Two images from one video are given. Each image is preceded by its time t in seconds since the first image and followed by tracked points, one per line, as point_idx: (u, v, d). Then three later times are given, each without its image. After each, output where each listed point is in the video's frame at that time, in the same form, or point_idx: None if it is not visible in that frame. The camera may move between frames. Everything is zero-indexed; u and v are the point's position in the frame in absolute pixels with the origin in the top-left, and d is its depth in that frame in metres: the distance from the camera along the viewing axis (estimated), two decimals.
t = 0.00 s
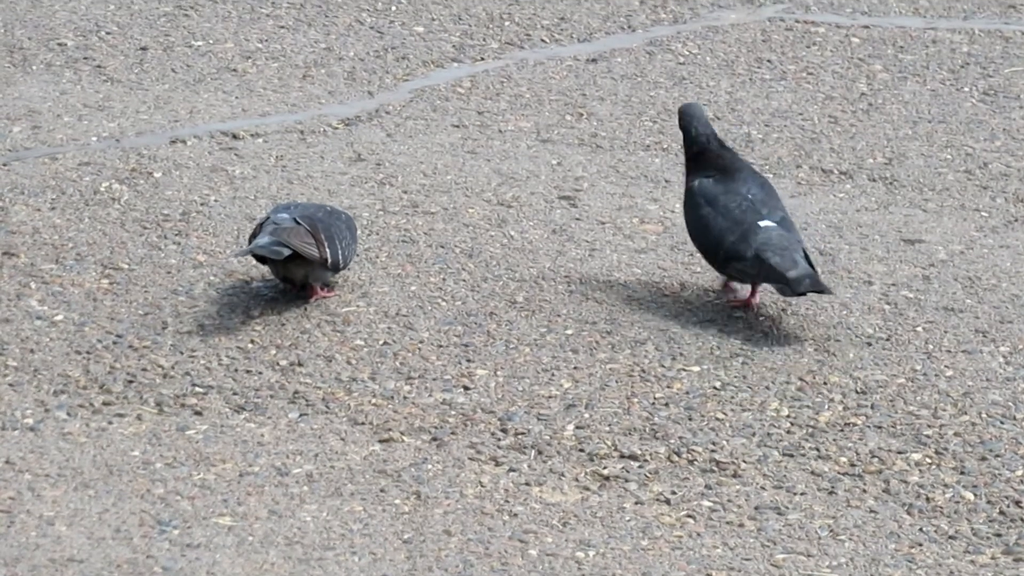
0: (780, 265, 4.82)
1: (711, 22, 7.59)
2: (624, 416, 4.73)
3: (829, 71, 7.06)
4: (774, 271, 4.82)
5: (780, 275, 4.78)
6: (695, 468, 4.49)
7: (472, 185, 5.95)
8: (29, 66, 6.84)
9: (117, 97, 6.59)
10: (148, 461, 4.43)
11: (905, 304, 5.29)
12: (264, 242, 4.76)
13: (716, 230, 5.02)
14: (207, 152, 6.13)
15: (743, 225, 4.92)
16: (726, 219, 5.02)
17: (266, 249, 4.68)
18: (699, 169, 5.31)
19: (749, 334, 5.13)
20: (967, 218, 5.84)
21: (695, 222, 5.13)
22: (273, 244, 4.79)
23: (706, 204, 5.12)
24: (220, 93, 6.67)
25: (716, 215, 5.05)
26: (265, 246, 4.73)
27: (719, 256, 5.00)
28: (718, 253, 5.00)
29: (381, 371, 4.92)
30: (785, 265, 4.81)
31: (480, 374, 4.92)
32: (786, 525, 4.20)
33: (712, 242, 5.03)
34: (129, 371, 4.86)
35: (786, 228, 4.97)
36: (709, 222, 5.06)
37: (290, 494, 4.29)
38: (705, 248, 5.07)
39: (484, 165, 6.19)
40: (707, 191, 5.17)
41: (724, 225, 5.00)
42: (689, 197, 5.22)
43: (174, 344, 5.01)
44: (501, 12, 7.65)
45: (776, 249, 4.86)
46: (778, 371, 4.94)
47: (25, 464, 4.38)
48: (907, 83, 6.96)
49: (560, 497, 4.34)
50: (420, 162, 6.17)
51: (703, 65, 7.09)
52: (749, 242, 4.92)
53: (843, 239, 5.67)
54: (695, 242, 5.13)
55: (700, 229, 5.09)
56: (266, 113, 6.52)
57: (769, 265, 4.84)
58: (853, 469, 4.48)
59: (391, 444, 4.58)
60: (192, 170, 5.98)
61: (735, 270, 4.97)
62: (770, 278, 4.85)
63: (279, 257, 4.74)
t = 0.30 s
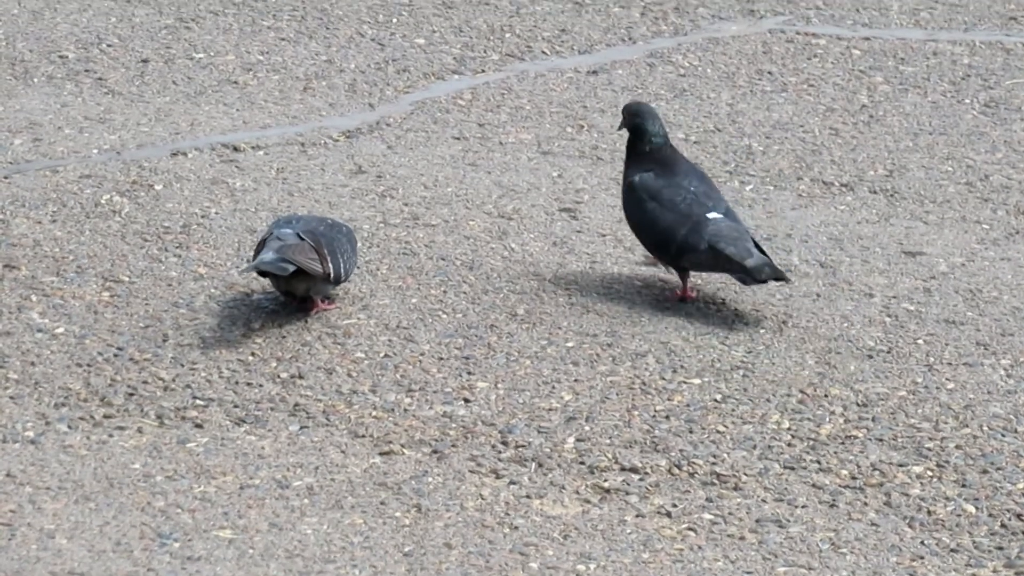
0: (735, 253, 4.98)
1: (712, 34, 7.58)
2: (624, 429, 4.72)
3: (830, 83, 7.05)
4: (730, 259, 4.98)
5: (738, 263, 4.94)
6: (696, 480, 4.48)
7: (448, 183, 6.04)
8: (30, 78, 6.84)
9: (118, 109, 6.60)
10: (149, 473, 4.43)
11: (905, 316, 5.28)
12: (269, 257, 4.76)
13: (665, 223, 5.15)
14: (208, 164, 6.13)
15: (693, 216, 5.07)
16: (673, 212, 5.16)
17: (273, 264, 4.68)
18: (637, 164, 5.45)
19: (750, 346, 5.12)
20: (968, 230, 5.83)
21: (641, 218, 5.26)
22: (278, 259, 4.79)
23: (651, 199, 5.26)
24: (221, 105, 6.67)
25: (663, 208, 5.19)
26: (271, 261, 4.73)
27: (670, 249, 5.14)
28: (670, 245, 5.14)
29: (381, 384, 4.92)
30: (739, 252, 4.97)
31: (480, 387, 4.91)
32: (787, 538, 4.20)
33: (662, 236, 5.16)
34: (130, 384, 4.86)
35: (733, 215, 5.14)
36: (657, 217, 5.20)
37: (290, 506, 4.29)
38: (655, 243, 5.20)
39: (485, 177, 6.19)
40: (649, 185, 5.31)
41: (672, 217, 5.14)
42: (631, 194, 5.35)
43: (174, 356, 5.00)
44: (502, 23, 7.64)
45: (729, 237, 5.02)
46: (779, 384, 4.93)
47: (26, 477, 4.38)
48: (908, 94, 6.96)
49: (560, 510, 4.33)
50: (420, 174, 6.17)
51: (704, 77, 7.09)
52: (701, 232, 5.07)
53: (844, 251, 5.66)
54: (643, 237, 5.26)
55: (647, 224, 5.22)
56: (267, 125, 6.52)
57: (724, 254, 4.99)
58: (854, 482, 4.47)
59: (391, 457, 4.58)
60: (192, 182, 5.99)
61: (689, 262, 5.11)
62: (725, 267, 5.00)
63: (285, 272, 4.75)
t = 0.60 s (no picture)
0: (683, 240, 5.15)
1: (715, 43, 7.58)
2: (627, 437, 4.72)
3: (833, 92, 7.05)
4: (678, 245, 5.15)
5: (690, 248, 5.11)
6: (699, 489, 4.48)
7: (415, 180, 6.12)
8: (35, 86, 6.86)
9: (123, 117, 6.61)
10: (152, 481, 4.43)
11: (909, 326, 5.27)
12: (272, 268, 4.80)
13: (606, 215, 5.28)
14: (212, 172, 6.14)
15: (637, 206, 5.21)
16: (613, 204, 5.29)
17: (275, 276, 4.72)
18: (564, 160, 5.57)
19: (753, 354, 5.12)
20: (972, 240, 5.83)
21: (579, 213, 5.37)
22: (281, 270, 4.83)
23: (587, 194, 5.37)
24: (225, 113, 6.69)
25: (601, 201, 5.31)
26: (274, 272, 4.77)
27: (614, 241, 5.27)
28: (613, 236, 5.27)
29: (385, 392, 4.92)
30: (688, 238, 5.14)
31: (483, 395, 4.91)
32: (790, 548, 4.19)
33: (604, 229, 5.28)
34: (134, 391, 4.87)
35: (669, 202, 5.31)
36: (596, 210, 5.32)
37: (293, 514, 4.29)
38: (596, 236, 5.32)
39: (488, 186, 6.19)
40: (583, 180, 5.43)
41: (613, 209, 5.27)
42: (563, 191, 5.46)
43: (178, 364, 5.01)
44: (505, 32, 7.65)
45: (674, 223, 5.19)
46: (782, 393, 4.93)
47: (30, 484, 4.39)
48: (911, 104, 6.95)
49: (563, 519, 4.33)
50: (424, 183, 6.18)
51: (707, 86, 7.09)
52: (645, 222, 5.22)
53: (847, 260, 5.66)
54: (581, 232, 5.37)
55: (587, 218, 5.33)
56: (271, 133, 6.53)
57: (672, 241, 5.16)
58: (858, 491, 4.47)
59: (394, 465, 4.58)
60: (196, 190, 6.00)
61: (634, 252, 5.25)
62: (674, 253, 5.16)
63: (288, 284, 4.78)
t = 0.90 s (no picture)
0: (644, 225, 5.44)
1: (730, 57, 7.57)
2: (642, 452, 4.71)
3: (849, 106, 7.04)
4: (641, 230, 5.43)
5: (656, 232, 5.41)
6: (715, 505, 4.47)
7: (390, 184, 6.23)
8: (52, 102, 6.89)
9: (139, 134, 6.63)
10: (168, 496, 4.44)
11: (925, 340, 5.25)
12: (282, 292, 4.81)
13: (564, 208, 5.45)
14: (228, 188, 6.16)
15: (597, 194, 5.44)
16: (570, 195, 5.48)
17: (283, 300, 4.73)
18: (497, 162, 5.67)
19: (769, 369, 5.10)
20: (988, 254, 5.80)
21: (530, 208, 5.50)
22: (291, 292, 4.84)
23: (538, 188, 5.52)
24: (241, 129, 6.71)
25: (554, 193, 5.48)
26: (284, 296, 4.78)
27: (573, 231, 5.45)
28: (572, 226, 5.45)
29: (399, 407, 4.92)
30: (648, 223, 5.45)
31: (498, 410, 4.91)
32: (807, 564, 4.17)
33: (562, 220, 5.45)
34: (150, 407, 4.88)
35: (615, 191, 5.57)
36: (550, 205, 5.47)
37: (309, 530, 4.29)
38: (552, 228, 5.47)
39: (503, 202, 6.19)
40: (527, 175, 5.57)
41: (572, 202, 5.45)
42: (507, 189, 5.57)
43: (194, 379, 5.02)
44: (521, 47, 7.65)
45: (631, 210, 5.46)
46: (798, 408, 4.91)
47: (46, 500, 4.40)
48: (927, 118, 6.94)
49: (579, 534, 4.32)
50: (439, 199, 6.19)
51: (722, 100, 7.08)
52: (605, 210, 5.45)
53: (863, 274, 5.64)
54: (532, 226, 5.51)
55: (541, 211, 5.48)
56: (287, 149, 6.54)
57: (636, 226, 5.42)
58: (874, 507, 4.45)
59: (409, 480, 4.58)
60: (212, 206, 6.01)
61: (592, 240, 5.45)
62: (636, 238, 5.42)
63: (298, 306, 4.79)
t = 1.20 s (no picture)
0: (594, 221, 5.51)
1: (747, 67, 7.56)
2: (660, 462, 4.71)
3: (866, 116, 7.03)
4: (591, 227, 5.49)
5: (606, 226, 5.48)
6: (733, 515, 4.47)
7: (386, 192, 6.25)
8: (70, 113, 6.90)
9: (157, 144, 6.65)
10: (186, 506, 4.45)
11: (944, 350, 5.25)
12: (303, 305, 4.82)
13: (510, 214, 5.48)
14: (246, 198, 6.17)
15: (541, 197, 5.49)
16: (515, 200, 5.52)
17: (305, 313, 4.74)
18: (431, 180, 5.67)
19: (787, 379, 5.10)
20: (1007, 264, 5.79)
21: (474, 219, 5.53)
22: (312, 304, 4.86)
23: (482, 197, 5.54)
24: (259, 139, 6.71)
25: (497, 201, 5.51)
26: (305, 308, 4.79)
27: (522, 236, 5.50)
28: (519, 231, 5.49)
29: (417, 417, 4.93)
30: (598, 220, 5.51)
31: (516, 420, 4.91)
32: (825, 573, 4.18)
33: (509, 226, 5.49)
34: (168, 417, 4.89)
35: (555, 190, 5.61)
36: (494, 213, 5.50)
37: (327, 539, 4.30)
38: (500, 237, 5.51)
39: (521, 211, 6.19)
40: (466, 186, 5.59)
41: (515, 207, 5.48)
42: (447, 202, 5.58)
43: (212, 390, 5.03)
44: (538, 57, 7.64)
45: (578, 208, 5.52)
46: (816, 418, 4.92)
47: (65, 509, 4.41)
48: (945, 128, 6.92)
49: (596, 544, 4.32)
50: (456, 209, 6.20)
51: (739, 110, 7.08)
52: (552, 212, 5.50)
53: (881, 285, 5.64)
54: (477, 237, 5.54)
55: (486, 220, 5.50)
56: (304, 159, 6.55)
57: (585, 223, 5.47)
58: (892, 517, 4.45)
59: (427, 490, 4.59)
60: (230, 217, 6.02)
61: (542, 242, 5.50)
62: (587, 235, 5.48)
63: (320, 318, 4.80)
